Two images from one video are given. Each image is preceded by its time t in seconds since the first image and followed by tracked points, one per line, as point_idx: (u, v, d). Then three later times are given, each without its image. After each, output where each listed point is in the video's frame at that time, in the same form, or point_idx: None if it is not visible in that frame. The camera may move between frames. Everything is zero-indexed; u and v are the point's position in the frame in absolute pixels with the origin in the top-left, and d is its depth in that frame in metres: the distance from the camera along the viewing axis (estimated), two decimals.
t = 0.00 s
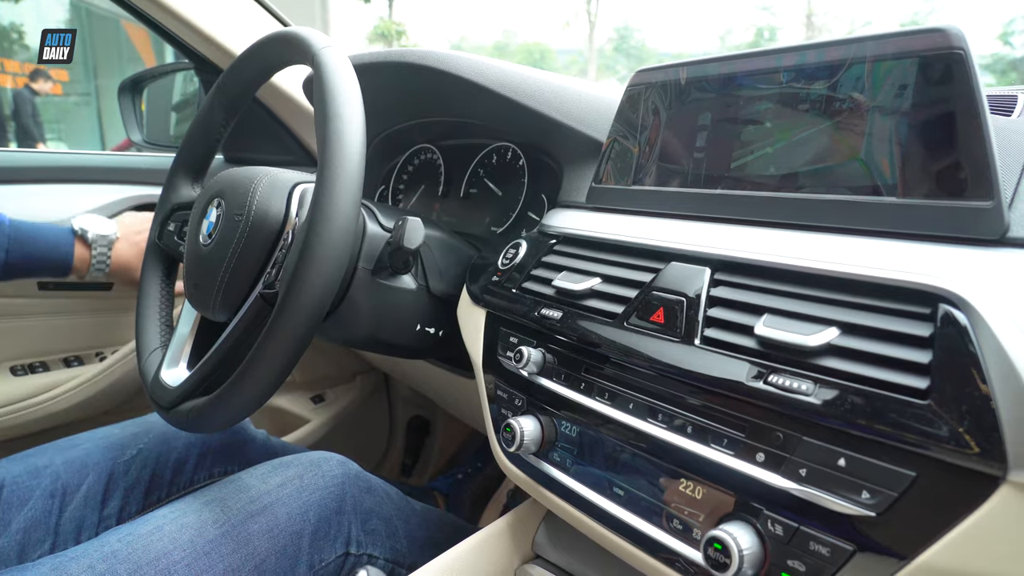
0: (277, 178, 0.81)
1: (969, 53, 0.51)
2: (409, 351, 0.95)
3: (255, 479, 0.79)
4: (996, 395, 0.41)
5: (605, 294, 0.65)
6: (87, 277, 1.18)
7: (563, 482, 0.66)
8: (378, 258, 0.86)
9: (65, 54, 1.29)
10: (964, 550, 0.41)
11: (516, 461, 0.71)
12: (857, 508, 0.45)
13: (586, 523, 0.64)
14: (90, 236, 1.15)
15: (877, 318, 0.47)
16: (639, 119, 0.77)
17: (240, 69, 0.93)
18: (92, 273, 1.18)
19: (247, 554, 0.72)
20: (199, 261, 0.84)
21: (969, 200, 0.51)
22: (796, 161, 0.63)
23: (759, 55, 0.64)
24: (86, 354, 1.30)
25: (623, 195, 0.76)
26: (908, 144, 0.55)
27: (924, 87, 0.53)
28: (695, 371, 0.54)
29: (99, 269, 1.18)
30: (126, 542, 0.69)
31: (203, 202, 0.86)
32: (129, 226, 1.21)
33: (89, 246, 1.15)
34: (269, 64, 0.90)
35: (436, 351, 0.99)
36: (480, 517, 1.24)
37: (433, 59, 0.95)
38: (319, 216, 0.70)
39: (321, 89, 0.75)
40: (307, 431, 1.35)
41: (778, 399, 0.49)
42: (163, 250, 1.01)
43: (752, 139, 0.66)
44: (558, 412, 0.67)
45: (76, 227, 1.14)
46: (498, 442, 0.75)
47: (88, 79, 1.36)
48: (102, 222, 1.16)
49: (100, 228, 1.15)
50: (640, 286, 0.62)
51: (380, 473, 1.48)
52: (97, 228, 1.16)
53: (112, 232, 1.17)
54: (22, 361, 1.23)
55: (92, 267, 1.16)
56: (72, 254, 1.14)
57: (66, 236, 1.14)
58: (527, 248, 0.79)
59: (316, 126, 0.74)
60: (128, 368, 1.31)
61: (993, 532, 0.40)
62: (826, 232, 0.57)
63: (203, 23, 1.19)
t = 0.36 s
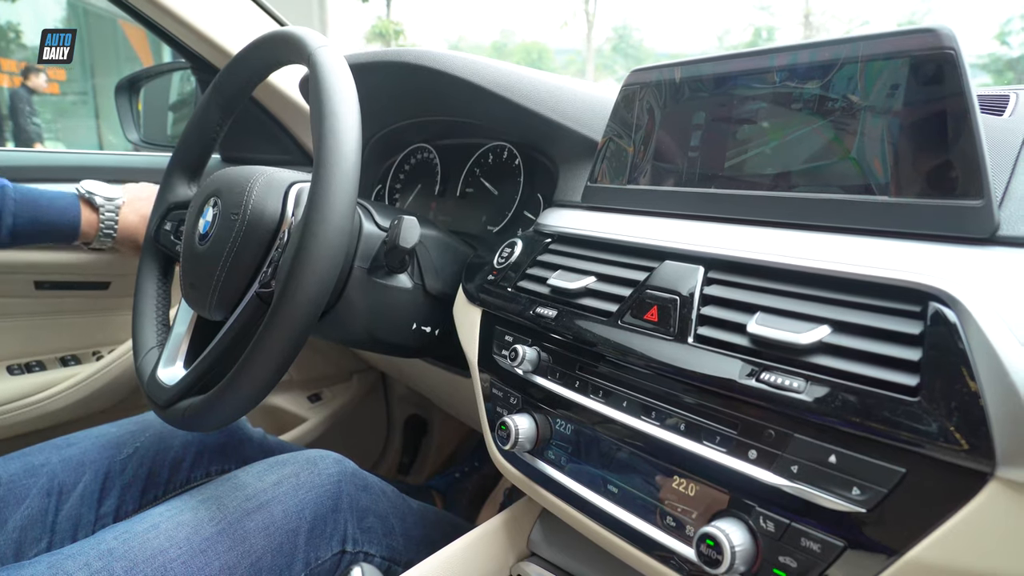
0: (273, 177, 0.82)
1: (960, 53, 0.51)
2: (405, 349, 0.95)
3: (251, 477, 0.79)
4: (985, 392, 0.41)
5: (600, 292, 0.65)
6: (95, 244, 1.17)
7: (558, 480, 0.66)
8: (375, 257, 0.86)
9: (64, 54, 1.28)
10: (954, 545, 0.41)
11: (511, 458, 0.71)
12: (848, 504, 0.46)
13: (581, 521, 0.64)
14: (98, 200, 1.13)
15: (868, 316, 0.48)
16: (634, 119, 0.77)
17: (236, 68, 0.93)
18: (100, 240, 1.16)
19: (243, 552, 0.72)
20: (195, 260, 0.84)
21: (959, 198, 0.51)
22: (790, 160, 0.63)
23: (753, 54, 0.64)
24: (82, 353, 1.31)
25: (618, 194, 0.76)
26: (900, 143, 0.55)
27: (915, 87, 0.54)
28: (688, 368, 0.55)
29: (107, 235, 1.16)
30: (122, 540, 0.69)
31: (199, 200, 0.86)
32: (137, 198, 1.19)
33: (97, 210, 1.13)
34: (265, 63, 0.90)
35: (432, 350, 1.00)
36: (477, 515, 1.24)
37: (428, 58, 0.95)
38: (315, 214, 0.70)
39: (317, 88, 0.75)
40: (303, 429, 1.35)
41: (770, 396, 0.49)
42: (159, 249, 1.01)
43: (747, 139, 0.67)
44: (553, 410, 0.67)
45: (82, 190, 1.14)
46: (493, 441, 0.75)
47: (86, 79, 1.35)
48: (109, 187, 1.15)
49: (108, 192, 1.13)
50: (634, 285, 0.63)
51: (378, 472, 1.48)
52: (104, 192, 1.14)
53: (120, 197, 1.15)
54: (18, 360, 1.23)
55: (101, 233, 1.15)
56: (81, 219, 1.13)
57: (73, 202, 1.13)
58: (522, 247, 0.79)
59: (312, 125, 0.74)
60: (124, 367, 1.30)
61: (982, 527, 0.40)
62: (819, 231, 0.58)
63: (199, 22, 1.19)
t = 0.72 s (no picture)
0: (272, 176, 0.81)
1: (963, 48, 0.51)
2: (404, 348, 0.94)
3: (250, 477, 0.79)
4: (989, 390, 0.41)
5: (600, 291, 0.65)
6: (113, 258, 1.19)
7: (558, 479, 0.66)
8: (374, 256, 0.86)
9: (64, 54, 1.26)
10: (957, 545, 0.41)
11: (511, 458, 0.71)
12: (850, 504, 0.45)
13: (581, 520, 0.64)
14: (115, 216, 1.15)
15: (870, 314, 0.47)
16: (635, 116, 0.77)
17: (235, 66, 0.93)
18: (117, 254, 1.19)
19: (242, 552, 0.72)
20: (194, 258, 0.84)
21: (961, 195, 0.51)
22: (792, 157, 0.63)
23: (753, 51, 0.64)
24: (82, 352, 1.31)
25: (618, 191, 0.76)
26: (901, 140, 0.55)
27: (917, 84, 0.53)
28: (689, 367, 0.54)
29: (124, 249, 1.18)
30: (121, 540, 0.68)
31: (198, 199, 0.86)
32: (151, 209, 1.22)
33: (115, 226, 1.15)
34: (264, 61, 0.90)
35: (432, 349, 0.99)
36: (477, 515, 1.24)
37: (428, 56, 0.94)
38: (314, 212, 0.70)
39: (315, 86, 0.75)
40: (304, 428, 1.35)
41: (772, 395, 0.49)
42: (159, 248, 1.01)
43: (748, 136, 0.66)
44: (553, 409, 0.67)
45: (100, 206, 1.14)
46: (493, 440, 0.75)
47: (87, 79, 1.35)
48: (125, 203, 1.16)
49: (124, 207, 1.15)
50: (634, 283, 0.62)
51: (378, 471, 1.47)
52: (121, 208, 1.16)
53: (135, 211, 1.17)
54: (17, 359, 1.23)
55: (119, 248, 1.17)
56: (99, 235, 1.14)
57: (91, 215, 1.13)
58: (522, 245, 0.79)
59: (311, 123, 0.74)
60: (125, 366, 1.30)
61: (985, 526, 0.40)
62: (821, 228, 0.57)
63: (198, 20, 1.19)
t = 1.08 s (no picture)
0: (272, 171, 0.81)
1: (966, 41, 0.50)
2: (404, 344, 0.94)
3: (250, 473, 0.79)
4: (992, 385, 0.40)
5: (601, 286, 0.64)
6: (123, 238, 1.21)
7: (558, 475, 0.65)
8: (374, 251, 0.85)
9: (65, 54, 1.28)
10: (961, 540, 0.41)
11: (512, 453, 0.71)
12: (852, 499, 0.45)
13: (581, 516, 0.64)
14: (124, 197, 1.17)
15: (873, 308, 0.47)
16: (636, 112, 0.76)
17: (235, 61, 0.93)
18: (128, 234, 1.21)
19: (242, 548, 0.72)
20: (193, 253, 0.83)
21: (965, 189, 0.51)
22: (794, 152, 0.62)
23: (755, 46, 0.63)
24: (82, 348, 1.31)
25: (619, 186, 0.75)
26: (905, 134, 0.54)
27: (921, 77, 0.53)
28: (690, 362, 0.54)
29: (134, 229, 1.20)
30: (120, 536, 0.68)
31: (197, 194, 0.86)
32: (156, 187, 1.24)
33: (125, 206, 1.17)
34: (264, 56, 0.90)
35: (432, 345, 0.99)
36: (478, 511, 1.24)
37: (428, 51, 0.94)
38: (313, 207, 0.69)
39: (315, 81, 0.74)
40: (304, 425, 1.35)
41: (774, 390, 0.49)
42: (158, 244, 1.01)
43: (749, 131, 0.66)
44: (553, 405, 0.67)
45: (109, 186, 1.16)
46: (493, 436, 0.75)
47: (87, 76, 1.36)
48: (133, 183, 1.18)
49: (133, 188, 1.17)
50: (635, 278, 0.62)
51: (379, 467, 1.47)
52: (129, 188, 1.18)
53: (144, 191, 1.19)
54: (17, 355, 1.23)
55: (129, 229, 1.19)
56: (110, 215, 1.16)
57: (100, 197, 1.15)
58: (523, 240, 0.79)
59: (310, 118, 0.74)
60: (125, 362, 1.30)
61: (989, 521, 0.40)
62: (823, 223, 0.57)
63: (198, 16, 1.19)
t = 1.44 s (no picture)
0: (271, 168, 0.81)
1: (967, 37, 0.50)
2: (404, 342, 0.94)
3: (250, 471, 0.79)
4: (993, 381, 0.40)
5: (601, 283, 0.64)
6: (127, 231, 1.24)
7: (557, 472, 0.65)
8: (373, 249, 0.85)
9: (65, 54, 1.24)
10: (961, 537, 0.40)
11: (512, 451, 0.71)
12: (852, 496, 0.45)
13: (581, 514, 0.64)
14: (128, 189, 1.20)
15: (874, 305, 0.47)
16: (636, 109, 0.76)
17: (234, 58, 0.92)
18: (133, 225, 1.24)
19: (242, 545, 0.72)
20: (193, 251, 0.83)
21: (965, 186, 0.51)
22: (794, 149, 0.62)
23: (756, 42, 0.63)
24: (81, 346, 1.30)
25: (619, 184, 0.75)
26: (905, 131, 0.54)
27: (921, 73, 0.53)
28: (690, 359, 0.54)
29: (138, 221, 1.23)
30: (119, 534, 0.68)
31: (197, 192, 0.86)
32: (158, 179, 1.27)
33: (131, 199, 1.20)
34: (263, 54, 0.90)
35: (432, 343, 0.99)
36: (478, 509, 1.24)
37: (429, 48, 0.94)
38: (313, 204, 0.69)
39: (315, 78, 0.74)
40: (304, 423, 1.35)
41: (773, 387, 0.49)
42: (158, 242, 1.01)
43: (749, 128, 0.66)
44: (553, 402, 0.67)
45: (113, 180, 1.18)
46: (493, 433, 0.75)
47: (87, 75, 1.34)
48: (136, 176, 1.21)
49: (138, 180, 1.20)
50: (635, 276, 0.62)
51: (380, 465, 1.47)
52: (132, 181, 1.21)
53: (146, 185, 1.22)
54: (17, 353, 1.23)
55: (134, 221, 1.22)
56: (117, 208, 1.18)
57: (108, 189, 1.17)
58: (522, 238, 0.79)
59: (309, 115, 0.73)
60: (125, 361, 1.29)
61: (989, 517, 0.39)
62: (823, 220, 0.57)
63: (198, 14, 1.19)
